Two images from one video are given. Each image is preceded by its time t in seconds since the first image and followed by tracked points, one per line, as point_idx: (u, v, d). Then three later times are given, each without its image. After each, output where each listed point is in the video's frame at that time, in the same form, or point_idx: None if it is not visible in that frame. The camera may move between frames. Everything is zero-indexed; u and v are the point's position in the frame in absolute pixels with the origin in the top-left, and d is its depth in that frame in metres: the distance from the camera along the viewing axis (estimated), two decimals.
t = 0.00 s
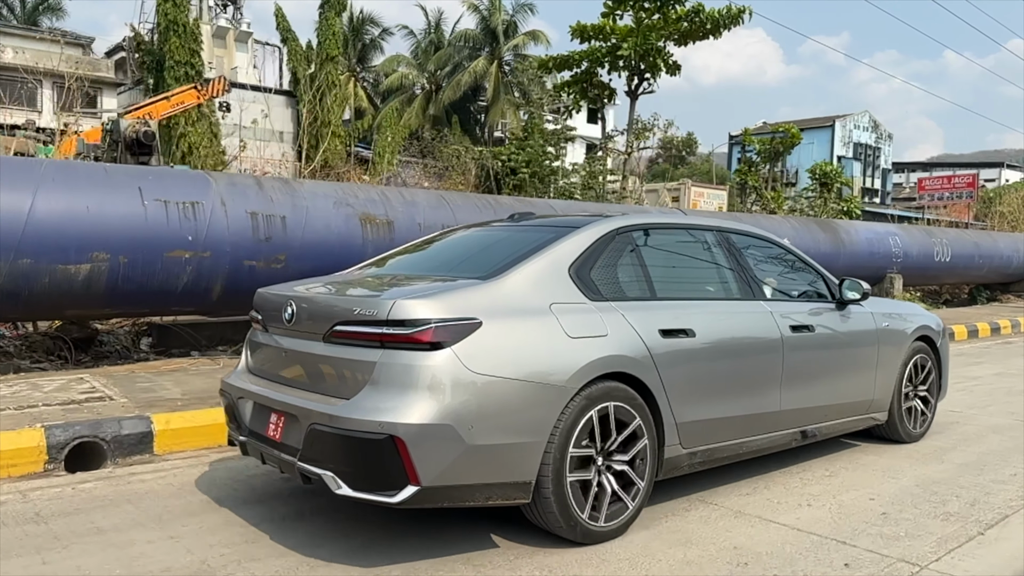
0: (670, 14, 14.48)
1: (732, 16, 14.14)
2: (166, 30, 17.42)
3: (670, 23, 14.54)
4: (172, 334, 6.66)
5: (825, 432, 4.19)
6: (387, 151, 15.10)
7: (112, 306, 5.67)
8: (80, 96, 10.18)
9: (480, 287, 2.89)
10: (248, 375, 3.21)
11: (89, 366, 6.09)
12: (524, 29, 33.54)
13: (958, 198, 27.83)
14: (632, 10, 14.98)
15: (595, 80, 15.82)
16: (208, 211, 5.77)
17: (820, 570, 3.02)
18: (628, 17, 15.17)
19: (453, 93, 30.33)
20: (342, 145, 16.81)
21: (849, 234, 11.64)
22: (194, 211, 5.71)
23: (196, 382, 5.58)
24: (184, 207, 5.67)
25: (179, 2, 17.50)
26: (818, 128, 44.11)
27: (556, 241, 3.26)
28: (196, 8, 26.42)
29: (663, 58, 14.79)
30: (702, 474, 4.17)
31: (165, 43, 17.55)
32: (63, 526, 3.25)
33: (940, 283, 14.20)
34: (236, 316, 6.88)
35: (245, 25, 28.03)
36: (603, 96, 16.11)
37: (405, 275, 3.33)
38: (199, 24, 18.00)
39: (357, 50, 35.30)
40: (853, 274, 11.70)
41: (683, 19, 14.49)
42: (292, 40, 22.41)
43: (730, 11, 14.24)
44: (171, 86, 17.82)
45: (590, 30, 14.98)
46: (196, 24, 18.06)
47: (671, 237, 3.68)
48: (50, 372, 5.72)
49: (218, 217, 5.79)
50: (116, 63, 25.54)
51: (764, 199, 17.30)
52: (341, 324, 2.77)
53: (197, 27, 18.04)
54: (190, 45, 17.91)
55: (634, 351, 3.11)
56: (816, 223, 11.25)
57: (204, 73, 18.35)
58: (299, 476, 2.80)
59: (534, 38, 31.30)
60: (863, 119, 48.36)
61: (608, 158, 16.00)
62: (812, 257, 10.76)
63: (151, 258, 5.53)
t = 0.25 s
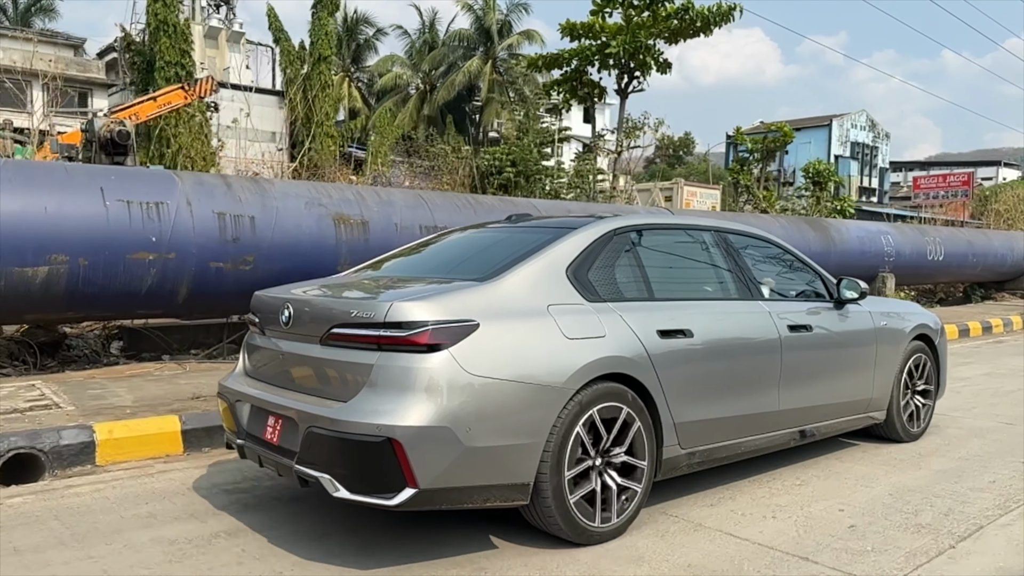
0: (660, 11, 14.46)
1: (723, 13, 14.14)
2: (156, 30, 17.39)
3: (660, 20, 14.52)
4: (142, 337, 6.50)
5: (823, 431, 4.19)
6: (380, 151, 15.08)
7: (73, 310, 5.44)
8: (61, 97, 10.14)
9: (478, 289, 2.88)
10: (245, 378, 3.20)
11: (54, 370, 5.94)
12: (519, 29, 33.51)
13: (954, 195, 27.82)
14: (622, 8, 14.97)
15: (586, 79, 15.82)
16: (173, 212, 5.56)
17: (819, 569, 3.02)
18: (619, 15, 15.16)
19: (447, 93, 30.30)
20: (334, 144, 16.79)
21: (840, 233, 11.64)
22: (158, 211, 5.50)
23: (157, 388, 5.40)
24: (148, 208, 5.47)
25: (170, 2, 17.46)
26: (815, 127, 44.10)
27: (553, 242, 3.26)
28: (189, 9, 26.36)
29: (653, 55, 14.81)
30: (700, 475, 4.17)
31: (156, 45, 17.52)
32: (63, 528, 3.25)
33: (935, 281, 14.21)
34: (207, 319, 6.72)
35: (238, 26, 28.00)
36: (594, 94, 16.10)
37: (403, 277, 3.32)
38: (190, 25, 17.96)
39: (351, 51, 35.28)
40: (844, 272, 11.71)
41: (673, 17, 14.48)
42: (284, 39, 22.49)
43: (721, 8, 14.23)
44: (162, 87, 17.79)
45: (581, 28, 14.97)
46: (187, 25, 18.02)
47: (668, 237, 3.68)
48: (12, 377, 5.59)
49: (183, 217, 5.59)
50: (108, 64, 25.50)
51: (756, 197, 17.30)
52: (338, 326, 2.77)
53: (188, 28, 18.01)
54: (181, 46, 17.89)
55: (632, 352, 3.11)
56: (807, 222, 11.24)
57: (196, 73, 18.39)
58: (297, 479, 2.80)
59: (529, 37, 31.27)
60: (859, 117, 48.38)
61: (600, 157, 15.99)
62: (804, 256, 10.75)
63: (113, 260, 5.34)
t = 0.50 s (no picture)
0: (650, 8, 14.42)
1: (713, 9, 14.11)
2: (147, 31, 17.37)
3: (650, 17, 14.48)
4: (116, 341, 6.31)
5: (823, 430, 4.19)
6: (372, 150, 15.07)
7: (37, 313, 5.24)
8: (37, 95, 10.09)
9: (476, 290, 2.88)
10: (244, 380, 3.20)
11: (24, 377, 5.73)
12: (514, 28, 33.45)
13: (950, 193, 27.76)
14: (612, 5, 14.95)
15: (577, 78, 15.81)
16: (141, 212, 5.36)
17: (817, 569, 3.02)
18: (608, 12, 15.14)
19: (442, 93, 30.25)
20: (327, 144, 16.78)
21: (832, 231, 11.62)
22: (126, 212, 5.31)
23: (117, 394, 5.22)
24: (115, 208, 5.27)
25: (161, 3, 17.42)
26: (811, 125, 44.09)
27: (551, 243, 3.25)
28: (181, 10, 26.32)
29: (642, 52, 14.79)
30: (699, 474, 4.18)
31: (147, 45, 17.50)
32: (62, 530, 3.25)
33: (931, 279, 14.19)
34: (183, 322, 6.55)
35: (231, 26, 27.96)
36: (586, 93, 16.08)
37: (402, 278, 3.32)
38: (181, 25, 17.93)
39: (346, 51, 35.26)
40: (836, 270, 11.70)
41: (663, 14, 14.44)
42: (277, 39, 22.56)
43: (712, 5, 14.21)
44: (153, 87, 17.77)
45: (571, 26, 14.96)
46: (178, 25, 18.00)
47: (665, 237, 3.67)
48: None
49: (152, 218, 5.40)
50: (100, 65, 25.50)
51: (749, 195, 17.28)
52: (336, 328, 2.76)
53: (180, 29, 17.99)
54: (172, 46, 17.87)
55: (631, 352, 3.11)
56: (798, 220, 11.23)
57: (187, 74, 18.39)
58: (295, 481, 2.79)
59: (523, 36, 31.22)
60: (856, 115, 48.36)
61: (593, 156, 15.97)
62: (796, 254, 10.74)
63: (78, 262, 5.15)
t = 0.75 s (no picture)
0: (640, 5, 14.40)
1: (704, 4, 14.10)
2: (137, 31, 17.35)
3: (640, 13, 14.45)
4: (86, 343, 6.29)
5: (823, 427, 4.19)
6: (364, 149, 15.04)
7: None
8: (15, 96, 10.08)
9: (474, 290, 2.88)
10: (243, 382, 3.19)
11: None
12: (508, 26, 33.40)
13: (947, 189, 27.73)
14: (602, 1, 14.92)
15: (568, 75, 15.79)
16: (103, 212, 5.33)
17: (816, 566, 3.02)
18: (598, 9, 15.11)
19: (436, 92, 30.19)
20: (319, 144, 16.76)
21: (823, 227, 11.61)
22: (87, 212, 5.27)
23: (68, 400, 5.13)
24: (76, 208, 5.24)
25: (151, 2, 17.39)
26: (810, 122, 44.01)
27: (549, 243, 3.25)
28: (173, 10, 26.27)
29: (632, 49, 14.77)
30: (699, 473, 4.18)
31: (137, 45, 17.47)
32: (61, 531, 3.26)
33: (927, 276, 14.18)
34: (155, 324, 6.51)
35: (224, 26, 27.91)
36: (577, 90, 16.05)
37: (401, 279, 3.32)
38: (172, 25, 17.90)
39: (341, 51, 35.22)
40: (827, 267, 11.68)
41: (653, 10, 14.42)
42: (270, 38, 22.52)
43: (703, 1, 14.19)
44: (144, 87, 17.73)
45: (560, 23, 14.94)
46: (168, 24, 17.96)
47: (663, 236, 3.67)
48: None
49: (115, 218, 5.36)
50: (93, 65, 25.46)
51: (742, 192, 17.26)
52: (334, 330, 2.76)
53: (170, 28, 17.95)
54: (163, 45, 17.83)
55: (629, 350, 3.11)
56: (788, 217, 11.23)
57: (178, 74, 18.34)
58: (294, 482, 2.79)
59: (518, 34, 31.16)
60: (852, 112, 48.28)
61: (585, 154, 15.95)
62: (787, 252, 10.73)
63: (38, 264, 5.11)
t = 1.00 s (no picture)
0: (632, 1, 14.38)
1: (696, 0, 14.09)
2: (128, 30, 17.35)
3: (632, 9, 14.45)
4: (59, 346, 6.25)
5: (823, 425, 4.18)
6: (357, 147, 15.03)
7: None
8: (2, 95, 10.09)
9: (474, 289, 2.87)
10: (243, 382, 3.19)
11: None
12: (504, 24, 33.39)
13: (943, 186, 27.75)
14: None
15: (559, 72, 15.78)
16: (69, 212, 5.27)
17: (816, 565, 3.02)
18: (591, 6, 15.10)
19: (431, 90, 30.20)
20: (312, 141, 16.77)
21: (817, 224, 11.60)
22: (52, 211, 5.21)
23: (23, 405, 5.06)
24: (41, 207, 5.18)
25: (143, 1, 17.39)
26: (809, 119, 43.93)
27: (549, 242, 3.24)
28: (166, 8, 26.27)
29: (624, 45, 14.77)
30: (699, 471, 4.18)
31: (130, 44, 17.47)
32: (61, 532, 3.28)
33: (924, 273, 14.19)
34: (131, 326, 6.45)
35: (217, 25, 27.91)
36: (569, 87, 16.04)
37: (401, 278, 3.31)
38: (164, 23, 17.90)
39: (336, 49, 35.21)
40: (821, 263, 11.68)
41: (645, 6, 14.41)
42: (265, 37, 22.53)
43: None
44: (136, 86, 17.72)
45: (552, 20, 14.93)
46: (161, 23, 17.96)
47: (661, 234, 3.66)
48: None
49: (81, 218, 5.30)
50: (87, 64, 25.44)
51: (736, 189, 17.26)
52: (333, 329, 2.76)
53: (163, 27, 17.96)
54: (155, 44, 17.83)
55: (629, 349, 3.11)
56: (781, 214, 11.24)
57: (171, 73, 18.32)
58: (295, 482, 2.79)
59: (513, 32, 31.15)
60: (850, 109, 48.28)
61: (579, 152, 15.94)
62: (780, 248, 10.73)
63: None
